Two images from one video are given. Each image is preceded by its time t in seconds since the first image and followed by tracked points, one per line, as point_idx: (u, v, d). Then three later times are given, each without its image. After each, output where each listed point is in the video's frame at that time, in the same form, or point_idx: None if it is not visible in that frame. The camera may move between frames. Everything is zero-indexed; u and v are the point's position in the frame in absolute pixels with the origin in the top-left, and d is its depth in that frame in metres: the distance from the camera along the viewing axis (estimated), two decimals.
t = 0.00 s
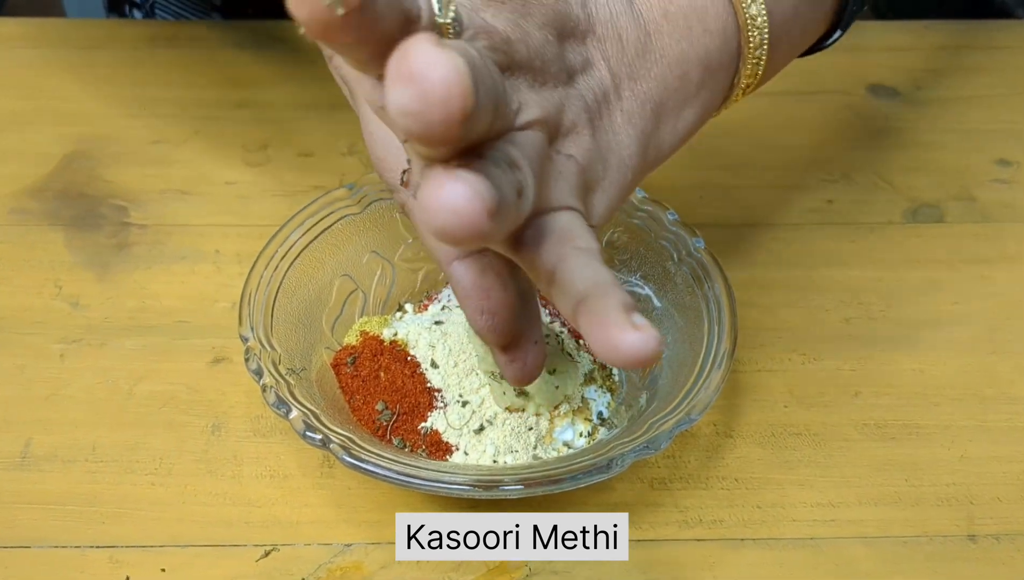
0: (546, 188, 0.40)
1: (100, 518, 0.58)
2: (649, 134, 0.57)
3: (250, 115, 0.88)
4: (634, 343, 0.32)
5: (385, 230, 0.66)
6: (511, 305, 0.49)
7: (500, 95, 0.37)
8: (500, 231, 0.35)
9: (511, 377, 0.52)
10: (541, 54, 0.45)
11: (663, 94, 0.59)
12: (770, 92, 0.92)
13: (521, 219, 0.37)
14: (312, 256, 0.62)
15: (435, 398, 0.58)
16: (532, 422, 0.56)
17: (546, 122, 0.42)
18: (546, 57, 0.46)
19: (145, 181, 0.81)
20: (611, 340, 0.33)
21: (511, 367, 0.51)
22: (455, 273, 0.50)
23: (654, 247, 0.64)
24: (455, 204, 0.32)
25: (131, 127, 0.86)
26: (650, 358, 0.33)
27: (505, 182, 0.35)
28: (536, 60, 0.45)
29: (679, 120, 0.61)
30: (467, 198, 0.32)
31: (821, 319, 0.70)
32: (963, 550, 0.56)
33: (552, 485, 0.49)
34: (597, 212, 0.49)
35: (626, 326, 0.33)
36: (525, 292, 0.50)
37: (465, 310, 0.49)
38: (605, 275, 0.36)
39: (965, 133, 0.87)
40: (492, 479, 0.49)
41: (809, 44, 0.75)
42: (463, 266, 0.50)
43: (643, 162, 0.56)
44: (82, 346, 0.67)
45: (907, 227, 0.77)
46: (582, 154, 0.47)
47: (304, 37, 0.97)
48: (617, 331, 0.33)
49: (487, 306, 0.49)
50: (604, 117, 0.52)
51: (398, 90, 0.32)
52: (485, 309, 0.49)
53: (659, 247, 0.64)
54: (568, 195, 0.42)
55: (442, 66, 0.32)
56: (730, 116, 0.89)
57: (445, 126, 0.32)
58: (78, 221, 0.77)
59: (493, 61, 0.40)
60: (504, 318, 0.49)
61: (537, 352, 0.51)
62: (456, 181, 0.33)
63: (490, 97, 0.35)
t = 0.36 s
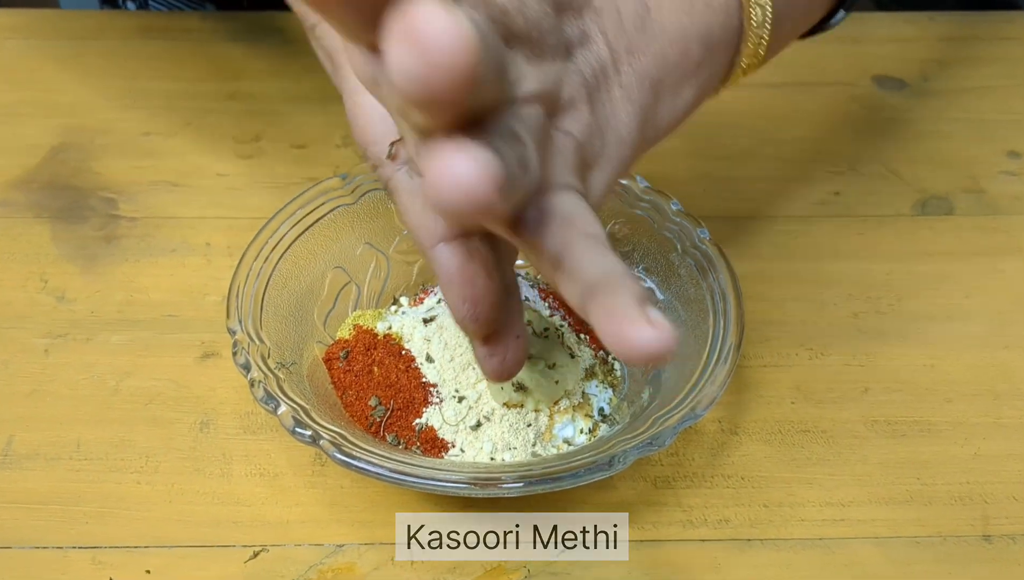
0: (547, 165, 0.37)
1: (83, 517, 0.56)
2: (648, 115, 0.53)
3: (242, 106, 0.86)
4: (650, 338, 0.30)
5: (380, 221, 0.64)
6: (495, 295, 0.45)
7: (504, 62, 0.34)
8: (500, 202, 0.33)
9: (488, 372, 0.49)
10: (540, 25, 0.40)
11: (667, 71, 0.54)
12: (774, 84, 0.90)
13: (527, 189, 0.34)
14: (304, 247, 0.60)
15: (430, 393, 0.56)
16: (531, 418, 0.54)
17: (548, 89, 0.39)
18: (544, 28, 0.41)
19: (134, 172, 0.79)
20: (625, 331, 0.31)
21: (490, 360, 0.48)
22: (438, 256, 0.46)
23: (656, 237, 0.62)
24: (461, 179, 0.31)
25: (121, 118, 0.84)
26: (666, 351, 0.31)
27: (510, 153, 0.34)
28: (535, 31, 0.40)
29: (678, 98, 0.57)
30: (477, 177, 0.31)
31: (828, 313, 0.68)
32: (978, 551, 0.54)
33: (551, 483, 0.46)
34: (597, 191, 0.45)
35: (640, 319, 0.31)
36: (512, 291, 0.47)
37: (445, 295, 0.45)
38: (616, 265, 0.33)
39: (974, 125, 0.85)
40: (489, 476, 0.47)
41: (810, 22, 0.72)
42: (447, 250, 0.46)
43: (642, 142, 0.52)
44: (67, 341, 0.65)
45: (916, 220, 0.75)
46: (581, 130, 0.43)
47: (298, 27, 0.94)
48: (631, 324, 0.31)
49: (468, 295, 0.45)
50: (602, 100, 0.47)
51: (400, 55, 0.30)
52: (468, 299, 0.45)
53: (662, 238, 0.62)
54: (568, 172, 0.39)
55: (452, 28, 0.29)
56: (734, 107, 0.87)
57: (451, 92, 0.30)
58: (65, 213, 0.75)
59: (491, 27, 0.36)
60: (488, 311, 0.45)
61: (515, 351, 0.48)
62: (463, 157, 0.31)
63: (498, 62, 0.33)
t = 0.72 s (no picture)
0: (502, 110, 0.33)
1: (56, 513, 0.53)
2: (622, 70, 0.52)
3: (230, 88, 0.82)
4: (603, 305, 0.28)
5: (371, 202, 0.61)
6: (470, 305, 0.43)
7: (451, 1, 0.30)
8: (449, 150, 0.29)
9: (460, 385, 0.47)
10: None
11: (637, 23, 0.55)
12: (783, 65, 0.86)
13: (478, 141, 0.30)
14: (291, 228, 0.57)
15: (423, 380, 0.53)
16: (530, 407, 0.51)
17: (507, 38, 0.36)
18: None
19: (116, 156, 0.75)
20: (576, 296, 0.28)
21: (462, 372, 0.46)
22: (411, 261, 0.43)
23: (662, 218, 0.59)
24: (382, 111, 0.26)
25: (104, 100, 0.80)
26: (617, 313, 0.28)
27: (453, 95, 0.29)
28: None
29: (657, 54, 0.58)
30: (398, 102, 0.26)
31: (842, 300, 0.65)
32: (1003, 547, 0.51)
33: (552, 474, 0.43)
34: (564, 150, 0.42)
35: (592, 282, 0.28)
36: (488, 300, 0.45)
37: (419, 303, 0.42)
38: (573, 222, 0.30)
39: (991, 106, 0.81)
40: (484, 466, 0.44)
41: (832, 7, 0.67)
42: (421, 253, 0.43)
43: (615, 98, 0.50)
44: (43, 328, 0.62)
45: (932, 204, 0.72)
46: (547, 81, 0.40)
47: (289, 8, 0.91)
48: (585, 289, 0.28)
49: (445, 303, 0.42)
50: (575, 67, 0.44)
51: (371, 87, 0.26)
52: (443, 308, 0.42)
53: (668, 219, 0.59)
54: (528, 125, 0.35)
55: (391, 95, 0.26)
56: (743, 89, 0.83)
57: (397, 143, 0.26)
58: (45, 197, 0.72)
59: None
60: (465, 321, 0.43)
61: (490, 369, 0.46)
62: (383, 81, 0.26)
63: (440, 2, 0.29)
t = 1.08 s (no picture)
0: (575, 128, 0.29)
1: (30, 518, 0.50)
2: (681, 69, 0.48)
3: (221, 78, 0.79)
4: (706, 339, 0.25)
5: (367, 190, 0.58)
6: (491, 227, 0.37)
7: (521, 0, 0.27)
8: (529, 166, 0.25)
9: (478, 325, 0.40)
10: None
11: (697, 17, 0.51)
12: (795, 54, 0.83)
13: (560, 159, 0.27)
14: (282, 217, 0.54)
15: (420, 377, 0.50)
16: (533, 405, 0.48)
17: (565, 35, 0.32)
18: None
19: (102, 147, 0.73)
20: (672, 331, 0.26)
21: (481, 310, 0.39)
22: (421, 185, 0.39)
23: (671, 207, 0.55)
24: (480, 124, 0.23)
25: (90, 90, 0.77)
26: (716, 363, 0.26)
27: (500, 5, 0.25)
28: None
29: (714, 51, 0.52)
30: (500, 117, 0.23)
31: (859, 296, 0.62)
32: None
33: (558, 475, 0.40)
34: (626, 160, 0.38)
35: (695, 315, 0.26)
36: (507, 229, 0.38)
37: (431, 232, 0.37)
38: (661, 244, 0.27)
39: (1011, 97, 0.78)
40: (485, 467, 0.41)
41: None
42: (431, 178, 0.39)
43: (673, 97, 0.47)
44: (22, 324, 0.59)
45: (951, 197, 0.69)
46: (606, 85, 0.36)
47: None
48: (683, 322, 0.26)
49: (457, 230, 0.37)
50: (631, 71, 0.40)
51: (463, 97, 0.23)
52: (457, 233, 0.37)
53: (678, 207, 0.55)
54: (597, 136, 0.31)
55: (492, 107, 0.23)
56: (754, 77, 0.80)
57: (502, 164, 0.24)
58: (28, 190, 0.69)
59: None
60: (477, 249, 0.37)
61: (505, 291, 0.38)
62: (482, 91, 0.23)
63: None
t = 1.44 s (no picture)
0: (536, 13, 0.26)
1: (20, 529, 0.47)
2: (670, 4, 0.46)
3: (225, 81, 0.78)
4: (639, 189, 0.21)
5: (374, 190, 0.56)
6: (466, 230, 0.34)
7: None
8: None
9: (443, 337, 0.36)
10: None
11: None
12: (812, 55, 0.81)
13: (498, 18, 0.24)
14: (285, 216, 0.52)
15: (428, 382, 0.48)
16: (547, 411, 0.45)
17: None
18: None
19: (103, 150, 0.71)
20: (598, 190, 0.21)
21: (447, 320, 0.36)
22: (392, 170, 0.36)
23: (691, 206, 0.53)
24: None
25: (92, 93, 0.76)
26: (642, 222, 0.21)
27: None
28: None
29: None
30: None
31: (885, 300, 0.59)
32: None
33: (575, 485, 0.38)
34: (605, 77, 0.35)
35: (625, 168, 0.21)
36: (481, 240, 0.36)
37: (400, 224, 0.34)
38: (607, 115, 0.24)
39: None
40: (498, 474, 0.39)
41: None
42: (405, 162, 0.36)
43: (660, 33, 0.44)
44: (17, 328, 0.58)
45: (977, 200, 0.67)
46: None
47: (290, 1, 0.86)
48: (614, 173, 0.21)
49: (430, 222, 0.33)
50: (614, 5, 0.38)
51: None
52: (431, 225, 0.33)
53: (698, 207, 0.53)
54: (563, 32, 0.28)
55: None
56: (770, 79, 0.78)
57: None
58: (26, 193, 0.68)
59: None
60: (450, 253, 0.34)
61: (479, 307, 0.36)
62: None
63: None
